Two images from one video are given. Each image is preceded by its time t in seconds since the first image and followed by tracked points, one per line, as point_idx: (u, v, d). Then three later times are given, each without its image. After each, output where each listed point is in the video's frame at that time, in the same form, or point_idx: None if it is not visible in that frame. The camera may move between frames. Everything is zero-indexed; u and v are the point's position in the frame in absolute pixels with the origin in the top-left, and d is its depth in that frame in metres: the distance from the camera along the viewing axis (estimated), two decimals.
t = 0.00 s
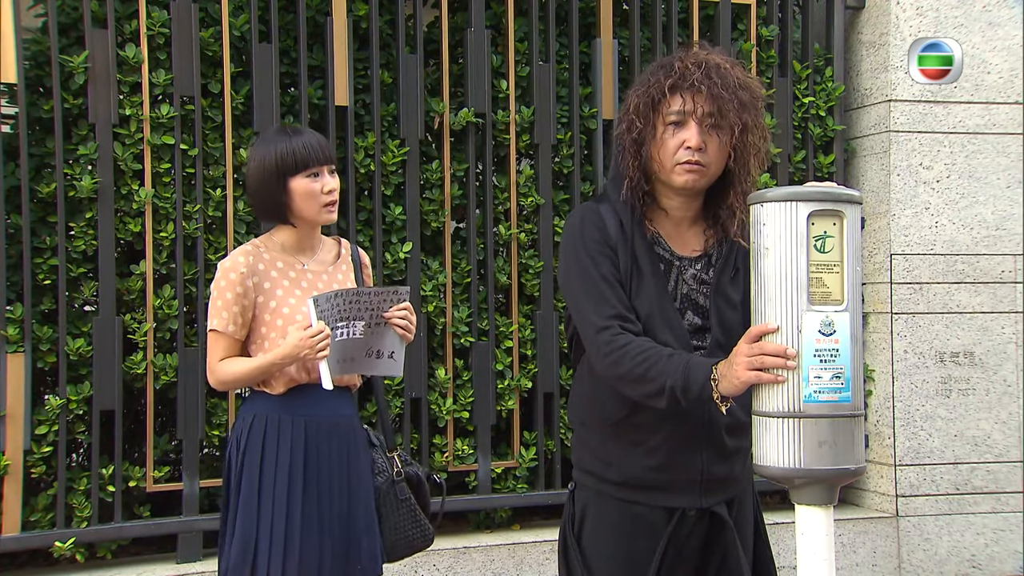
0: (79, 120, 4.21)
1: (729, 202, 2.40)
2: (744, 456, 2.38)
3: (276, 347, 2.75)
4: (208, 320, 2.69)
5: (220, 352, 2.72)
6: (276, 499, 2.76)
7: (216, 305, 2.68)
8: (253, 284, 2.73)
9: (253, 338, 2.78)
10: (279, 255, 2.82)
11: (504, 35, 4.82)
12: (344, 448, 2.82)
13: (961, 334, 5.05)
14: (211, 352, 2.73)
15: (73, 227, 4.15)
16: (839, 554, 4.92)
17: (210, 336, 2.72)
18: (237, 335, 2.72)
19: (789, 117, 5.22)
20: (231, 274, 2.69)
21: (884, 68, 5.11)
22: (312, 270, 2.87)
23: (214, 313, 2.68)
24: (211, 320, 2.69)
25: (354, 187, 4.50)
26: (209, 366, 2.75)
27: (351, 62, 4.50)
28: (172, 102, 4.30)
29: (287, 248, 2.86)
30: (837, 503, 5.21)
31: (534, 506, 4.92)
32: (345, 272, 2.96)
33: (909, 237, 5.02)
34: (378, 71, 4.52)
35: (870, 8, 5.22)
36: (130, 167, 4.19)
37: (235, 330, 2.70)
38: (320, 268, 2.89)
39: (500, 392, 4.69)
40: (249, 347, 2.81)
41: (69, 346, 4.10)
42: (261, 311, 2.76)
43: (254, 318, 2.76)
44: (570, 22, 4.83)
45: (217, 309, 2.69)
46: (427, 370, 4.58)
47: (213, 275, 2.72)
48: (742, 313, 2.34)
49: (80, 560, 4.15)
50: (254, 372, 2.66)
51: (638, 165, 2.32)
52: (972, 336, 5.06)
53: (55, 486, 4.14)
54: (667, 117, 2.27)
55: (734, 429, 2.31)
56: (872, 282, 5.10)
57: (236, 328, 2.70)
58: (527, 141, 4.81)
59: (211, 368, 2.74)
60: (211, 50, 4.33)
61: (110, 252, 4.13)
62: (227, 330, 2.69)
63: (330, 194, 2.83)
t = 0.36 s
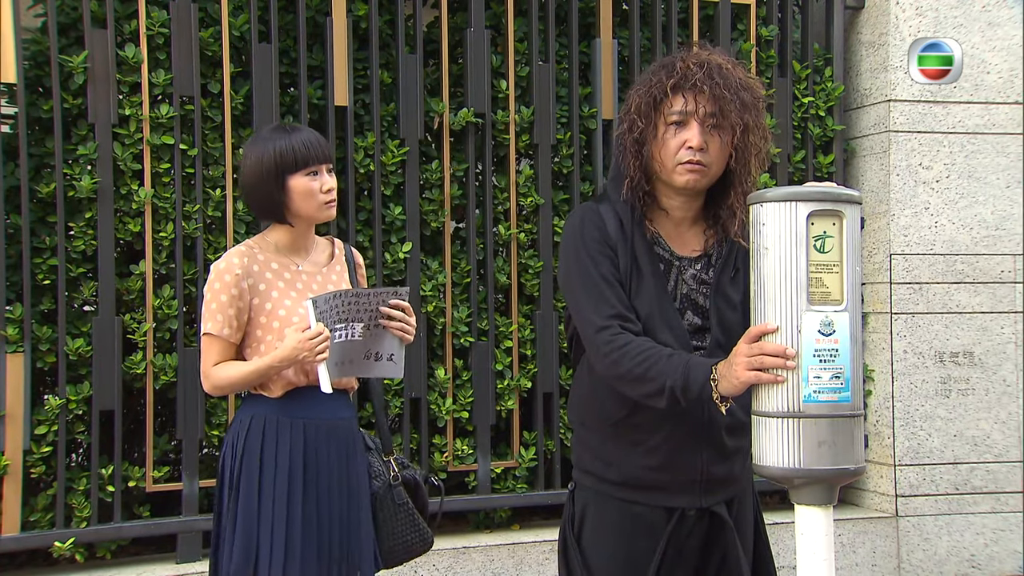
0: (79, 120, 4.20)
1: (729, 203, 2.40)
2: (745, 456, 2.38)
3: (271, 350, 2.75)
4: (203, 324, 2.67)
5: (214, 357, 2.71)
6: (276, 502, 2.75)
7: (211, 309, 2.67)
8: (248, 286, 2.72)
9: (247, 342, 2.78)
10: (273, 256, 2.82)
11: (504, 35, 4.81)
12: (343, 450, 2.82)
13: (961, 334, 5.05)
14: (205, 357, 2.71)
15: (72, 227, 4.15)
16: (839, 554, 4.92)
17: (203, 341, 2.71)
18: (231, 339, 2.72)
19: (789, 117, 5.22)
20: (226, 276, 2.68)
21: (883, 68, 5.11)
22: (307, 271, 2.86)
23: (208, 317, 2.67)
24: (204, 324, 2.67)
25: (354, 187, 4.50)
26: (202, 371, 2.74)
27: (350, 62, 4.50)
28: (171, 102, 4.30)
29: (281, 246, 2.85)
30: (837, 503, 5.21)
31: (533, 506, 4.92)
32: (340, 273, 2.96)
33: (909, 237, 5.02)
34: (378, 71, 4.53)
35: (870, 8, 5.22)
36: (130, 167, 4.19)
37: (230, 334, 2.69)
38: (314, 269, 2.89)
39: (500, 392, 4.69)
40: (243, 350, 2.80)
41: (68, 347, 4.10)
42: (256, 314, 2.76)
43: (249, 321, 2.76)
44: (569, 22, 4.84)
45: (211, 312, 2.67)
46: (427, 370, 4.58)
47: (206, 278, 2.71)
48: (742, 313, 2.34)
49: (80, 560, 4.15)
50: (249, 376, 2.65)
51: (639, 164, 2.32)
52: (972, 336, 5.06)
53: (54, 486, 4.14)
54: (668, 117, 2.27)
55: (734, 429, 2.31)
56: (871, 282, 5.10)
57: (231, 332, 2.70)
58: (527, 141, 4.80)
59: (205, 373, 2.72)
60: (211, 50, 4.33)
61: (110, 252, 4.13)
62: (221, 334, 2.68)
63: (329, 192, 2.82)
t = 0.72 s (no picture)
0: (78, 120, 4.20)
1: (729, 203, 2.40)
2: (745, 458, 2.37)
3: (264, 351, 2.73)
4: (194, 324, 2.65)
5: (205, 358, 2.67)
6: (275, 505, 2.72)
7: (203, 308, 2.64)
8: (241, 286, 2.70)
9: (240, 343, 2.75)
10: (266, 255, 2.80)
11: (503, 35, 4.81)
12: (341, 453, 2.80)
13: (961, 334, 5.06)
14: (196, 358, 2.68)
15: (71, 226, 4.15)
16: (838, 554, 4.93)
17: (195, 341, 2.68)
18: (223, 340, 2.69)
19: (787, 118, 5.22)
20: (219, 276, 2.65)
21: (882, 68, 5.11)
22: (302, 270, 2.86)
23: (199, 317, 2.64)
24: (196, 324, 2.64)
25: (354, 186, 4.50)
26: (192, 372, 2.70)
27: (349, 62, 4.50)
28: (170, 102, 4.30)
29: (274, 245, 2.83)
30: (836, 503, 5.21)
31: (532, 506, 4.92)
32: (334, 272, 2.96)
33: (908, 237, 5.02)
34: (377, 71, 4.53)
35: (869, 8, 5.22)
36: (129, 167, 4.19)
37: (222, 334, 2.66)
38: (309, 268, 2.88)
39: (499, 392, 4.69)
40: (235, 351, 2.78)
41: (67, 346, 4.09)
42: (249, 314, 2.73)
43: (241, 321, 2.74)
44: (569, 22, 4.84)
45: (204, 312, 2.65)
46: (426, 370, 4.58)
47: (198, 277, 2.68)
48: (743, 312, 2.34)
49: (79, 560, 4.15)
50: (242, 378, 2.62)
51: (639, 164, 2.32)
52: (971, 336, 5.06)
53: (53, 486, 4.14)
54: (668, 117, 2.27)
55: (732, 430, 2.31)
56: (870, 282, 5.10)
57: (222, 332, 2.67)
58: (527, 141, 4.79)
59: (195, 375, 2.69)
60: (210, 49, 4.33)
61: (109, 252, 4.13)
62: (212, 335, 2.65)
63: (324, 192, 2.81)
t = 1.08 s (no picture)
0: (77, 120, 4.20)
1: (728, 202, 2.40)
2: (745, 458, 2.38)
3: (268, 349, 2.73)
4: (199, 321, 2.64)
5: (207, 355, 2.67)
6: (276, 507, 2.72)
7: (207, 305, 2.64)
8: (247, 283, 2.70)
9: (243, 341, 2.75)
10: (272, 251, 2.80)
11: (502, 35, 4.80)
12: (342, 453, 2.80)
13: (960, 334, 5.06)
14: (199, 355, 2.67)
15: (70, 226, 4.15)
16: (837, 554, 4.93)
17: (197, 337, 2.67)
18: (227, 337, 2.68)
19: (786, 118, 5.22)
20: (225, 272, 2.65)
21: (881, 68, 5.11)
22: (306, 266, 2.86)
23: (204, 314, 2.64)
24: (200, 321, 2.64)
25: (353, 187, 4.50)
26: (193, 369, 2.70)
27: (348, 62, 4.50)
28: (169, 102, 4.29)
29: (277, 241, 2.83)
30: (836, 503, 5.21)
31: (531, 506, 4.92)
32: (338, 267, 2.96)
33: (907, 237, 5.02)
34: (376, 70, 4.53)
35: (868, 8, 5.22)
36: (128, 167, 4.19)
37: (226, 332, 2.66)
38: (314, 264, 2.89)
39: (498, 392, 4.69)
40: (238, 349, 2.77)
41: (66, 346, 4.09)
42: (253, 312, 2.73)
43: (246, 319, 2.74)
44: (568, 22, 4.84)
45: (208, 309, 2.64)
46: (425, 370, 4.58)
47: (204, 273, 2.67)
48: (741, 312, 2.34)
49: (78, 560, 4.15)
50: (245, 375, 2.61)
51: (638, 164, 2.32)
52: (970, 336, 5.07)
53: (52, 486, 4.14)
54: (667, 117, 2.27)
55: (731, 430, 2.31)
56: (869, 282, 5.11)
57: (226, 330, 2.67)
58: (526, 141, 4.79)
59: (197, 372, 2.68)
60: (209, 49, 4.33)
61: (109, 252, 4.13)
62: (216, 332, 2.64)
63: (329, 189, 2.80)
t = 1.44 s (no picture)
0: (75, 120, 4.20)
1: (726, 203, 2.40)
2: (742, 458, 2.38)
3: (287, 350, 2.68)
4: (216, 323, 2.59)
5: (226, 357, 2.62)
6: (293, 506, 2.69)
7: (225, 307, 2.59)
8: (264, 284, 2.66)
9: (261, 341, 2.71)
10: (289, 252, 2.75)
11: (501, 34, 4.80)
12: (362, 454, 2.77)
13: (958, 334, 5.06)
14: (217, 357, 2.63)
15: (69, 226, 4.15)
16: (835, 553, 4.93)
17: (215, 340, 2.63)
18: (245, 339, 2.64)
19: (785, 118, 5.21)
20: (241, 273, 2.61)
21: (880, 68, 5.11)
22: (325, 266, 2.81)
23: (221, 316, 2.59)
24: (217, 324, 2.59)
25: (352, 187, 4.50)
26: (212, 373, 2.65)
27: (347, 62, 4.50)
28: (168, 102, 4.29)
29: (292, 240, 2.78)
30: (835, 503, 5.21)
31: (530, 506, 4.92)
32: (356, 268, 2.92)
33: (906, 237, 5.03)
34: (374, 70, 4.53)
35: (867, 8, 5.22)
36: (127, 167, 4.19)
37: (244, 334, 2.61)
38: (331, 265, 2.84)
39: (497, 392, 4.69)
40: (256, 350, 2.73)
41: (65, 347, 4.09)
42: (270, 313, 2.69)
43: (264, 320, 2.69)
44: (567, 22, 4.84)
45: (225, 311, 2.60)
46: (423, 370, 4.58)
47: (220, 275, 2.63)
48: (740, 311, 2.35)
49: (76, 560, 4.15)
50: (265, 376, 2.58)
51: (638, 164, 2.32)
52: (968, 336, 5.07)
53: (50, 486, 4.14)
54: (666, 117, 2.27)
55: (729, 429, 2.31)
56: (868, 282, 5.11)
57: (245, 331, 2.62)
58: (525, 141, 4.79)
59: (216, 375, 2.63)
60: (208, 49, 4.33)
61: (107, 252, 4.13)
62: (235, 334, 2.60)
63: (348, 190, 2.76)
